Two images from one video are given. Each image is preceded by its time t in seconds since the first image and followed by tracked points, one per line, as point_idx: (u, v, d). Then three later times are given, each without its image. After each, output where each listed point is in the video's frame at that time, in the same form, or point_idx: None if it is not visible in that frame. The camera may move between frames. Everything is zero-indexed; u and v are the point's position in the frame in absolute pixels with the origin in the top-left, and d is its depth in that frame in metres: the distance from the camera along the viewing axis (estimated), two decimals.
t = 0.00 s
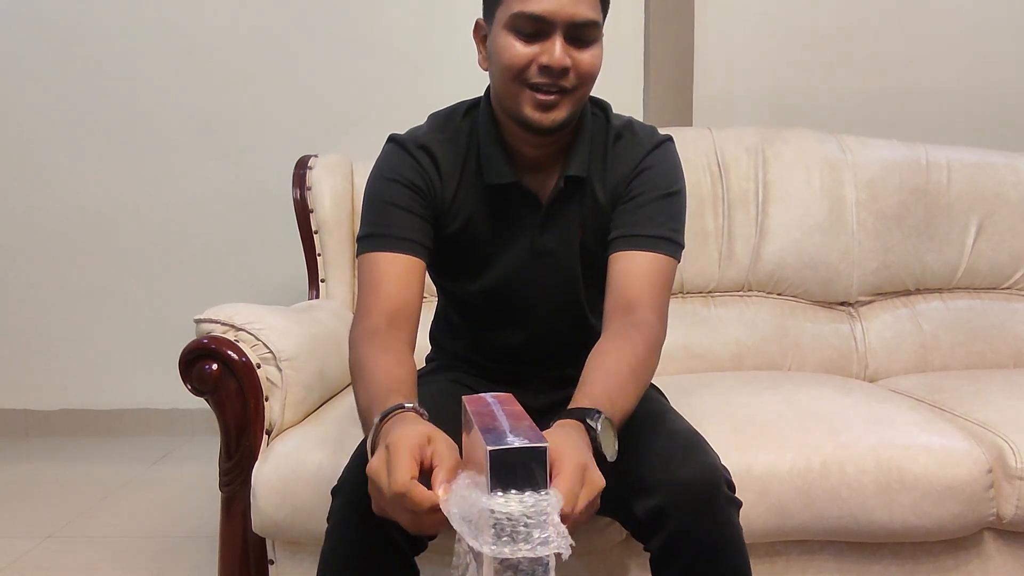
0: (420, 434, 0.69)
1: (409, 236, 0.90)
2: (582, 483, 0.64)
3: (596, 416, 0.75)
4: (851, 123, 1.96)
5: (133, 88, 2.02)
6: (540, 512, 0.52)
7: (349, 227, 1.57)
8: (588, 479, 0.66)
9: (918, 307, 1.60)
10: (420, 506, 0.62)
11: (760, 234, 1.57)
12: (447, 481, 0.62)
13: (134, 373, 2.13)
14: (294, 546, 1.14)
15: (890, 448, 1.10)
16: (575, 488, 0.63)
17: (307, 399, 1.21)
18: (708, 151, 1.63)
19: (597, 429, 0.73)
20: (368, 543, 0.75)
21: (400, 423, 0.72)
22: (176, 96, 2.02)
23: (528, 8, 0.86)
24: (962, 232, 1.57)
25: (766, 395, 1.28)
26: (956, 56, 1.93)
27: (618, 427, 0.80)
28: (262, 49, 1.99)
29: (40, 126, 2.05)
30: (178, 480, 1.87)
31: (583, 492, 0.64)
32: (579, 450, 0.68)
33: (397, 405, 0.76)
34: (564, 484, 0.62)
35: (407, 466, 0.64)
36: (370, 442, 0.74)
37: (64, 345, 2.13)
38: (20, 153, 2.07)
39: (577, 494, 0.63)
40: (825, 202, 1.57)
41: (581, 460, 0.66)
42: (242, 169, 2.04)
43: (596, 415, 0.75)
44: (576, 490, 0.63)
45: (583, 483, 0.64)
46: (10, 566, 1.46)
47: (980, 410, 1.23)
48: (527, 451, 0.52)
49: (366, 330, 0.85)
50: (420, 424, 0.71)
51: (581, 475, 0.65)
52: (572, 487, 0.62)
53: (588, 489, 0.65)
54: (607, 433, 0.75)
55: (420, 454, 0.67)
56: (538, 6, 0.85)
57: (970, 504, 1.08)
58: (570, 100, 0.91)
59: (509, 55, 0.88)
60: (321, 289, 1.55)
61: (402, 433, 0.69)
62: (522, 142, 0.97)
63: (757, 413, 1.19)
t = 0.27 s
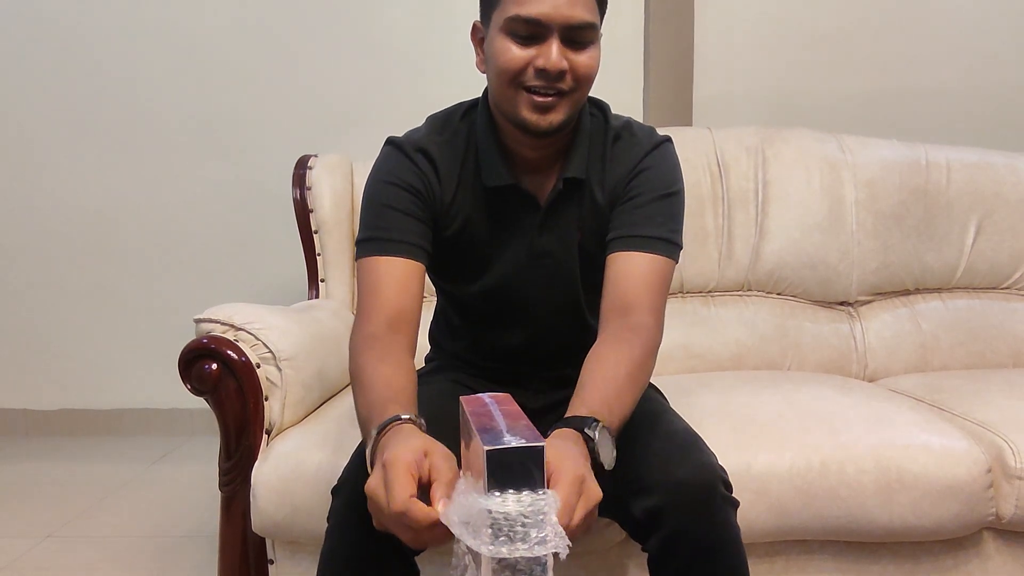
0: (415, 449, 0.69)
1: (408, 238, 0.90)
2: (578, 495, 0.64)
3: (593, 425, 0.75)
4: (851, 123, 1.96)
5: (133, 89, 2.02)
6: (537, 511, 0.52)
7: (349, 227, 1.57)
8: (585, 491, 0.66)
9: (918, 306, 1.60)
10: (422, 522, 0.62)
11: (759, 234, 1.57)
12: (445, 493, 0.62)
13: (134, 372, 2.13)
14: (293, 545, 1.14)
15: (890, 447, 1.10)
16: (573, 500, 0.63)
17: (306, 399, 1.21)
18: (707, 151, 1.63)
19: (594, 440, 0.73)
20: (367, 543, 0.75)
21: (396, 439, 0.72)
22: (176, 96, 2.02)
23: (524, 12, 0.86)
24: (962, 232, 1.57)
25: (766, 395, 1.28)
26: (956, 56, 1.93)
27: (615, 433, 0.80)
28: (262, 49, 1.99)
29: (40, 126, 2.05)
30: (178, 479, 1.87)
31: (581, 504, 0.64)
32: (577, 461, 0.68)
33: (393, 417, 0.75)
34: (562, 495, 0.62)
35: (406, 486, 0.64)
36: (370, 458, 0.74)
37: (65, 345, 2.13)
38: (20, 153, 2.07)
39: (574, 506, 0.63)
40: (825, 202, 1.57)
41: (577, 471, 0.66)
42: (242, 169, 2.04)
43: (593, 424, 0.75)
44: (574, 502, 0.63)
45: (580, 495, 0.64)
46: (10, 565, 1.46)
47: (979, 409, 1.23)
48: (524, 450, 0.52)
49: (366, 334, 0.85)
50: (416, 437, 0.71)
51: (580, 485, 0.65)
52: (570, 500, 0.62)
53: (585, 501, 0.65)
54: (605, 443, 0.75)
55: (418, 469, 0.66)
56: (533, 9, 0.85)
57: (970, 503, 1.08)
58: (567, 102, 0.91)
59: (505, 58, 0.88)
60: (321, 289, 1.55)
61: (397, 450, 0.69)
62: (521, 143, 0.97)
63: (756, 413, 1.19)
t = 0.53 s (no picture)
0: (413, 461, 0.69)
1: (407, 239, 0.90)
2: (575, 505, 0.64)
3: (589, 430, 0.75)
4: (850, 123, 1.96)
5: (133, 89, 2.02)
6: (535, 507, 0.52)
7: (349, 227, 1.57)
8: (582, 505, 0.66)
9: (918, 306, 1.59)
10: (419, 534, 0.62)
11: (759, 233, 1.57)
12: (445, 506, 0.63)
13: (133, 372, 2.13)
14: (293, 545, 1.14)
15: (889, 447, 1.10)
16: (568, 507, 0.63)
17: (306, 398, 1.21)
18: (707, 150, 1.63)
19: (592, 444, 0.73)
20: (367, 543, 0.75)
21: (396, 448, 0.72)
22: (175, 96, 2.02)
23: (523, 13, 0.86)
24: (962, 231, 1.57)
25: (765, 394, 1.28)
26: (955, 56, 1.93)
27: (612, 439, 0.80)
28: (262, 49, 1.99)
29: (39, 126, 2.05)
30: (178, 479, 1.87)
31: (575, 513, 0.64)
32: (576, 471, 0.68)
33: (392, 427, 0.75)
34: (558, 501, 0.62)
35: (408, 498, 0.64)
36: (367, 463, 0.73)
37: (64, 345, 2.13)
38: (20, 153, 2.07)
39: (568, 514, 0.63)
40: (825, 201, 1.57)
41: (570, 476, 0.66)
42: (242, 168, 2.04)
43: (590, 430, 0.75)
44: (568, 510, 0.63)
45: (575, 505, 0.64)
46: (10, 565, 1.46)
47: (979, 409, 1.23)
48: (520, 447, 0.52)
49: (369, 338, 0.85)
50: (415, 449, 0.71)
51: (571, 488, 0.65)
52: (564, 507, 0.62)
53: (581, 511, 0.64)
54: (603, 448, 0.75)
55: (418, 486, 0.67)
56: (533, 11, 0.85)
57: (969, 503, 1.08)
58: (567, 103, 0.91)
59: (505, 59, 0.88)
60: (321, 288, 1.55)
61: (393, 461, 0.69)
62: (521, 144, 0.97)
63: (756, 413, 1.19)
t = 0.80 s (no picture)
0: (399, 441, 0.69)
1: (406, 229, 0.89)
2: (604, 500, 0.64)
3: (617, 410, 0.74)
4: (850, 123, 1.96)
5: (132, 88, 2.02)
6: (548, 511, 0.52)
7: (348, 226, 1.57)
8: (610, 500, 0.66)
9: (917, 306, 1.59)
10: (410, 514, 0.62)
11: (759, 233, 1.57)
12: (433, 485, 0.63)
13: (132, 372, 2.13)
14: (293, 545, 1.14)
15: (890, 447, 1.10)
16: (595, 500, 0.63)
17: (306, 398, 1.21)
18: (707, 150, 1.63)
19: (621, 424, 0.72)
20: (368, 544, 0.75)
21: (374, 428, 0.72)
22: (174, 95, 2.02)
23: None
24: (962, 231, 1.57)
25: (765, 394, 1.28)
26: (954, 56, 1.93)
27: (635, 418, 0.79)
28: (261, 48, 1.99)
29: (37, 126, 2.05)
30: (177, 479, 1.87)
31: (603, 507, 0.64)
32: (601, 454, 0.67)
33: (366, 403, 0.75)
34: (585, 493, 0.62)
35: (394, 479, 0.64)
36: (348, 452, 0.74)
37: (63, 344, 2.13)
38: (18, 152, 2.06)
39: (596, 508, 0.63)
40: (825, 201, 1.57)
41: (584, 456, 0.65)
42: (241, 168, 2.04)
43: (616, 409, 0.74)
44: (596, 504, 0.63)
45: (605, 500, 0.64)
46: (9, 565, 1.45)
47: (979, 409, 1.23)
48: (536, 451, 0.51)
49: (359, 318, 0.84)
50: (392, 425, 0.71)
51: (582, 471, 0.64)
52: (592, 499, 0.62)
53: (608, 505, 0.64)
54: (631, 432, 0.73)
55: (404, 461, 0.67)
56: None
57: (969, 503, 1.08)
58: (564, 83, 0.90)
59: (500, 42, 0.89)
60: (320, 288, 1.55)
61: (378, 443, 0.69)
62: (519, 135, 0.97)
63: (756, 412, 1.19)
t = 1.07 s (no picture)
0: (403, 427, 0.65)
1: (406, 227, 0.89)
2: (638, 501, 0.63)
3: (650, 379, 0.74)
4: (849, 123, 1.97)
5: (133, 88, 2.02)
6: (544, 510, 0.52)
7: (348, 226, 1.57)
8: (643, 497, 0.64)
9: (917, 305, 1.60)
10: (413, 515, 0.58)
11: (759, 233, 1.57)
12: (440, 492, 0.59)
13: (132, 372, 2.13)
14: (293, 545, 1.14)
15: (890, 447, 1.10)
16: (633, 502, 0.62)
17: (305, 398, 1.21)
18: (707, 150, 1.63)
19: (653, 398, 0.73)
20: (368, 543, 0.75)
21: (374, 414, 0.68)
22: (174, 95, 2.02)
23: (507, 5, 0.87)
24: (962, 231, 1.57)
25: (765, 394, 1.28)
26: (954, 56, 1.93)
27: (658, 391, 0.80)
28: (261, 48, 1.99)
29: (38, 126, 2.05)
30: (178, 479, 1.87)
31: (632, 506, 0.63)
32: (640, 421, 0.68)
33: (366, 381, 0.74)
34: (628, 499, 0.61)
35: (398, 472, 0.60)
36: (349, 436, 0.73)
37: (63, 344, 2.12)
38: (19, 152, 2.06)
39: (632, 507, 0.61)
40: (825, 201, 1.57)
41: (617, 408, 0.67)
42: (242, 168, 2.04)
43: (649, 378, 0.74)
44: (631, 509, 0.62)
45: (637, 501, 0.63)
46: (10, 565, 1.45)
47: (979, 409, 1.23)
48: (531, 450, 0.51)
49: (358, 306, 0.83)
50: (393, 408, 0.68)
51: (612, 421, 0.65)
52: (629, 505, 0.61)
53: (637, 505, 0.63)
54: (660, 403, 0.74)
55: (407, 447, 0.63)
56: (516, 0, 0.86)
57: (970, 502, 1.08)
58: (557, 93, 0.91)
59: (491, 54, 0.89)
60: (321, 288, 1.56)
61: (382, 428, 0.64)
62: (517, 139, 0.97)
63: (756, 412, 1.19)
